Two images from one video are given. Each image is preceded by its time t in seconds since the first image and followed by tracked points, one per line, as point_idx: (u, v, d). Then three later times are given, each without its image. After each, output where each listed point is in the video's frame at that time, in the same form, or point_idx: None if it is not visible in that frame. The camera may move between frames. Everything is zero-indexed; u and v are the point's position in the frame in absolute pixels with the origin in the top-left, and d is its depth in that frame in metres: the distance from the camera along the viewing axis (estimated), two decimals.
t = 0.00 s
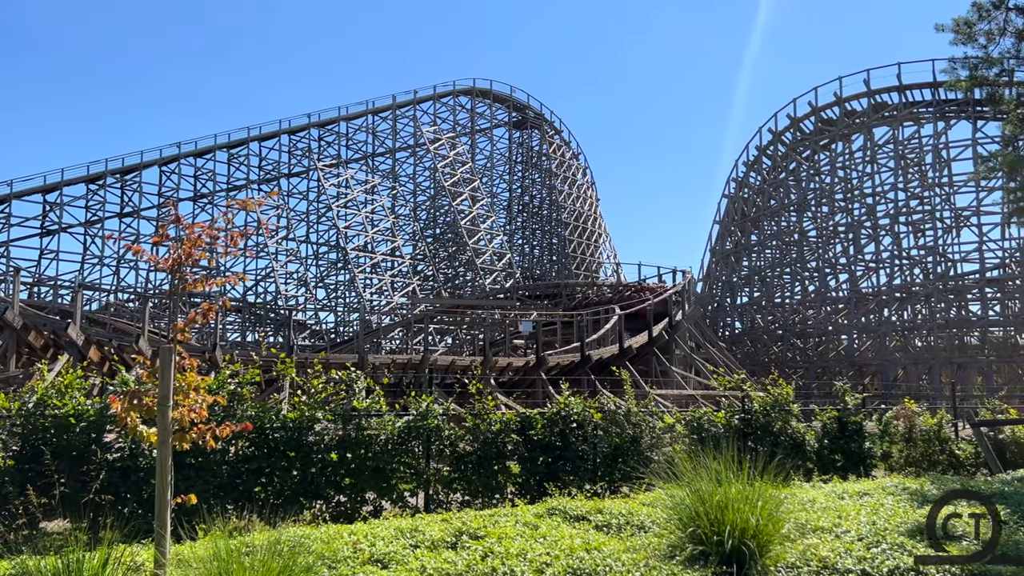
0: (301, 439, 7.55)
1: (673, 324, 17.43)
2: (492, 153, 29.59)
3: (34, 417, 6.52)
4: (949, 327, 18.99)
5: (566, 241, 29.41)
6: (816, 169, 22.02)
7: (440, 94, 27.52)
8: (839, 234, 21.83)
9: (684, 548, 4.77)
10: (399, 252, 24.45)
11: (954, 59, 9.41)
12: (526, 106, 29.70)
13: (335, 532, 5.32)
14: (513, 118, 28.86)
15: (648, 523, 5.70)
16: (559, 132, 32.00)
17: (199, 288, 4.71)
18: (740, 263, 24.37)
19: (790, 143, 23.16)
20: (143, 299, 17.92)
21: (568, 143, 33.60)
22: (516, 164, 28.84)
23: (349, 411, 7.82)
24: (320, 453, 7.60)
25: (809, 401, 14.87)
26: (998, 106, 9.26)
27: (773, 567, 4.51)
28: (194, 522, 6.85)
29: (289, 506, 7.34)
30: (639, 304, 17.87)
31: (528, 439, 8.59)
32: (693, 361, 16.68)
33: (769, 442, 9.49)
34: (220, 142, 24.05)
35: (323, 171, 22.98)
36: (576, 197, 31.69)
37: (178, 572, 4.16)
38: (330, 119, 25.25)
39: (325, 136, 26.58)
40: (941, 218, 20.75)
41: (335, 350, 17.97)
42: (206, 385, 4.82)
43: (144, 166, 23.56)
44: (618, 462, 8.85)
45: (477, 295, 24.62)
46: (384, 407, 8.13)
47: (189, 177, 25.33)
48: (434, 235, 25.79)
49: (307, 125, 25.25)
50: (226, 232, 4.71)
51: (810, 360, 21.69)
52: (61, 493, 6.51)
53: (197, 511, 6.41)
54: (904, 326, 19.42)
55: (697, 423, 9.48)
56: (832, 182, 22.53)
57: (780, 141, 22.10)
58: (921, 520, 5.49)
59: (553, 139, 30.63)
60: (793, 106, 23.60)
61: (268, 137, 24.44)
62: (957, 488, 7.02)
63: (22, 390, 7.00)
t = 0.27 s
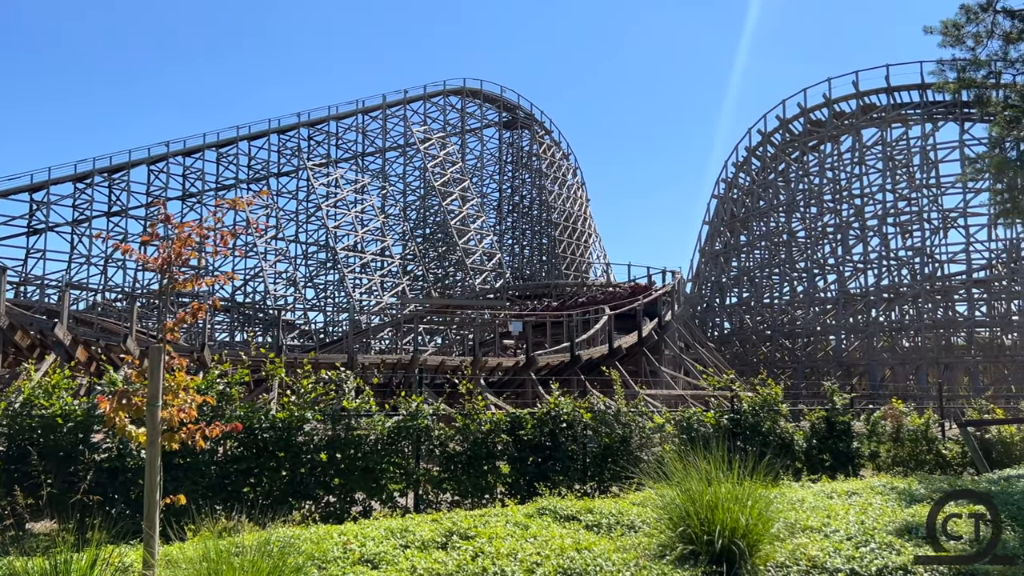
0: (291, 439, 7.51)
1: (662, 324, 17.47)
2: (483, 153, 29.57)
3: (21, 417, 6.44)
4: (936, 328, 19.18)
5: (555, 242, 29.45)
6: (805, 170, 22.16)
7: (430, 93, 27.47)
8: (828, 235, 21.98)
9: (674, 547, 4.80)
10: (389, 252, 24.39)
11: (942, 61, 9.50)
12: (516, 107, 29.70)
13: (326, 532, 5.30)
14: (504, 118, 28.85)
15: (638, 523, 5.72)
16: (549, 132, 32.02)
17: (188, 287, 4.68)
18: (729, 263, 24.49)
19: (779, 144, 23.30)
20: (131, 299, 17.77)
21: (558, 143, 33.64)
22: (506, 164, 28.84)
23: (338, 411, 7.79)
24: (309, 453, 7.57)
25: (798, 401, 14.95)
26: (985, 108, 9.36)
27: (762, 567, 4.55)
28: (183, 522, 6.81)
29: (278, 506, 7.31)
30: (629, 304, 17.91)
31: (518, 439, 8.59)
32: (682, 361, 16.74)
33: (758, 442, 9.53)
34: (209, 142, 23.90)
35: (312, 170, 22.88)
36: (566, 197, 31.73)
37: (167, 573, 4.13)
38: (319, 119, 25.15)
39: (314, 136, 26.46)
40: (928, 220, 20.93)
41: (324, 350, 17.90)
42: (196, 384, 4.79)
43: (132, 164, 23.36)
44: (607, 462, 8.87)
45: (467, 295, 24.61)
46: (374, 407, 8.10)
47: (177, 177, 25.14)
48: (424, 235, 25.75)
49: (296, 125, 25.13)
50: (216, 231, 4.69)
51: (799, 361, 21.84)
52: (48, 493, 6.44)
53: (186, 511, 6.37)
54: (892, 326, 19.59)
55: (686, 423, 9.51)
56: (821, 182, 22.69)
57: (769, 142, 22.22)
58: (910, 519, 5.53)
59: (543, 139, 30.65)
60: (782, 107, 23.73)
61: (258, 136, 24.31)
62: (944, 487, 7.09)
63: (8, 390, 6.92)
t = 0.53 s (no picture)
0: (282, 440, 7.48)
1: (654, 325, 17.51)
2: (475, 153, 29.56)
3: (10, 418, 6.37)
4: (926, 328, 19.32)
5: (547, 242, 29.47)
6: (796, 171, 22.28)
7: (422, 94, 27.43)
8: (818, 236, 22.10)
9: (666, 547, 4.81)
10: (380, 252, 24.34)
11: (933, 63, 9.58)
12: (508, 107, 29.71)
13: (318, 533, 5.28)
14: (496, 118, 28.85)
15: (630, 523, 5.73)
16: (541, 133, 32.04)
17: (180, 288, 4.66)
18: (721, 264, 24.59)
19: (770, 145, 23.42)
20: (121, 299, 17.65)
21: (550, 144, 33.66)
22: (499, 165, 28.84)
23: (330, 412, 7.76)
24: (301, 454, 7.54)
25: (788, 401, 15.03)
26: (975, 110, 9.43)
27: (754, 566, 4.57)
28: (174, 523, 6.78)
29: (269, 507, 7.28)
30: (621, 305, 17.95)
31: (510, 439, 8.59)
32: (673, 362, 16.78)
33: (749, 442, 9.57)
34: (200, 141, 23.77)
35: (304, 170, 22.80)
36: (558, 198, 31.76)
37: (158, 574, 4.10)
38: (311, 118, 25.06)
39: (306, 135, 26.37)
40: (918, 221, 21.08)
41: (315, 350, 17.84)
42: (188, 385, 4.77)
43: (122, 164, 23.21)
44: (599, 462, 8.88)
45: (459, 295, 24.59)
46: (366, 408, 8.08)
47: (167, 176, 24.99)
48: (416, 235, 25.71)
49: (288, 125, 25.04)
50: (208, 232, 4.68)
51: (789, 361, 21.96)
52: (38, 494, 6.39)
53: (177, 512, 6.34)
54: (882, 327, 19.71)
55: (677, 424, 9.53)
56: (812, 183, 22.82)
57: (760, 143, 22.33)
58: (901, 519, 5.57)
59: (535, 140, 30.67)
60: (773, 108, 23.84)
61: (249, 136, 24.21)
62: (934, 487, 7.14)
63: None
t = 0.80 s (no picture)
0: (275, 440, 7.45)
1: (647, 326, 17.55)
2: (468, 154, 29.56)
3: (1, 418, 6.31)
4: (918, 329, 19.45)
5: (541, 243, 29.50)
6: (789, 172, 22.38)
7: (416, 94, 27.41)
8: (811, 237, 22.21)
9: (660, 548, 4.83)
10: (374, 252, 24.30)
11: (926, 65, 9.64)
12: (502, 108, 29.72)
13: (312, 534, 5.27)
14: (489, 119, 28.86)
15: (624, 523, 5.74)
16: (535, 133, 32.06)
17: (174, 287, 4.65)
18: (714, 264, 24.68)
19: (763, 147, 23.51)
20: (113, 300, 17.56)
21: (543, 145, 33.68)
22: (492, 165, 28.85)
23: (323, 412, 7.73)
24: (294, 454, 7.51)
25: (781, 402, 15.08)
26: (967, 112, 9.50)
27: (748, 566, 4.59)
28: (167, 524, 6.74)
29: (262, 508, 7.26)
30: (614, 305, 17.98)
31: (503, 439, 8.59)
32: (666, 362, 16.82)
33: (741, 442, 9.61)
34: (193, 141, 23.68)
35: (297, 170, 22.74)
36: (552, 198, 31.79)
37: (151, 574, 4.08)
38: (304, 118, 25.00)
39: (299, 135, 26.29)
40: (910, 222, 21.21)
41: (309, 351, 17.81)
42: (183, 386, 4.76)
43: (114, 164, 23.10)
44: (592, 462, 8.88)
45: (452, 296, 24.58)
46: (359, 408, 8.05)
47: (160, 176, 24.89)
48: (409, 236, 25.69)
49: (281, 125, 24.97)
50: (204, 232, 4.69)
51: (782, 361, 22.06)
52: (30, 495, 6.34)
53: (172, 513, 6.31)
54: (875, 328, 19.83)
55: (671, 424, 9.55)
56: (805, 184, 22.92)
57: (753, 144, 22.42)
58: (894, 519, 5.61)
59: (529, 141, 30.69)
60: (766, 109, 23.94)
61: (242, 136, 24.12)
62: (927, 488, 7.19)
63: None
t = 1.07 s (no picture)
0: (271, 441, 7.44)
1: (642, 327, 17.58)
2: (463, 154, 29.55)
3: None
4: (912, 330, 19.54)
5: (536, 244, 29.55)
6: (783, 174, 22.46)
7: (411, 95, 27.39)
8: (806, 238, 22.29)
9: (656, 548, 4.84)
10: (369, 253, 24.28)
11: (920, 67, 9.70)
12: (497, 108, 29.73)
13: (308, 535, 5.27)
14: (484, 120, 28.87)
15: (620, 524, 5.75)
16: (530, 134, 32.09)
17: (170, 288, 4.65)
18: (708, 265, 24.75)
19: (758, 148, 23.59)
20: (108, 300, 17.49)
21: (539, 146, 33.71)
22: (487, 166, 28.85)
23: (319, 413, 7.72)
24: (289, 455, 7.49)
25: (775, 402, 15.14)
26: (961, 113, 9.56)
27: (743, 567, 4.61)
28: (163, 525, 6.73)
29: (257, 509, 7.25)
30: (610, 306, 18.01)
31: (499, 440, 8.59)
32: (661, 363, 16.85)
33: (736, 442, 9.64)
34: (187, 142, 23.60)
35: (292, 171, 22.70)
36: (547, 199, 31.82)
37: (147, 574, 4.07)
38: (299, 119, 24.96)
39: (294, 136, 26.24)
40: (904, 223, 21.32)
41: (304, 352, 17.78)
42: (179, 387, 4.75)
43: (108, 164, 23.01)
44: (588, 463, 8.89)
45: (447, 297, 24.60)
46: (355, 409, 8.05)
47: (155, 176, 24.83)
48: (404, 236, 25.67)
49: (276, 125, 24.92)
50: (201, 233, 4.69)
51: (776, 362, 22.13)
52: (24, 496, 6.30)
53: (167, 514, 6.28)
54: (869, 329, 19.92)
55: (666, 425, 9.57)
56: (799, 186, 23.00)
57: (748, 146, 22.49)
58: (888, 519, 5.64)
59: (524, 141, 30.72)
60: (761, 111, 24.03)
61: (237, 136, 24.06)
62: (921, 488, 7.22)
63: None
